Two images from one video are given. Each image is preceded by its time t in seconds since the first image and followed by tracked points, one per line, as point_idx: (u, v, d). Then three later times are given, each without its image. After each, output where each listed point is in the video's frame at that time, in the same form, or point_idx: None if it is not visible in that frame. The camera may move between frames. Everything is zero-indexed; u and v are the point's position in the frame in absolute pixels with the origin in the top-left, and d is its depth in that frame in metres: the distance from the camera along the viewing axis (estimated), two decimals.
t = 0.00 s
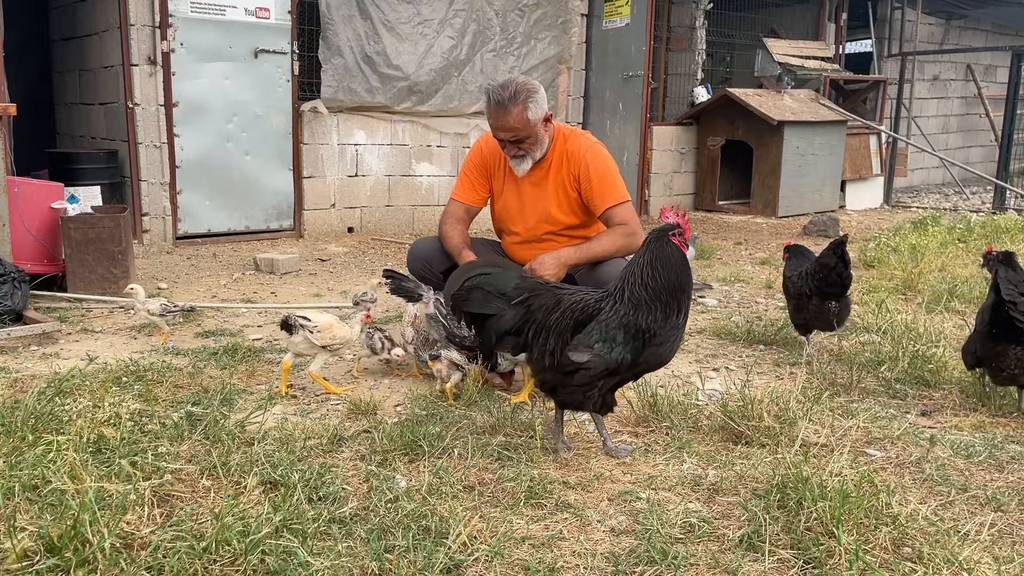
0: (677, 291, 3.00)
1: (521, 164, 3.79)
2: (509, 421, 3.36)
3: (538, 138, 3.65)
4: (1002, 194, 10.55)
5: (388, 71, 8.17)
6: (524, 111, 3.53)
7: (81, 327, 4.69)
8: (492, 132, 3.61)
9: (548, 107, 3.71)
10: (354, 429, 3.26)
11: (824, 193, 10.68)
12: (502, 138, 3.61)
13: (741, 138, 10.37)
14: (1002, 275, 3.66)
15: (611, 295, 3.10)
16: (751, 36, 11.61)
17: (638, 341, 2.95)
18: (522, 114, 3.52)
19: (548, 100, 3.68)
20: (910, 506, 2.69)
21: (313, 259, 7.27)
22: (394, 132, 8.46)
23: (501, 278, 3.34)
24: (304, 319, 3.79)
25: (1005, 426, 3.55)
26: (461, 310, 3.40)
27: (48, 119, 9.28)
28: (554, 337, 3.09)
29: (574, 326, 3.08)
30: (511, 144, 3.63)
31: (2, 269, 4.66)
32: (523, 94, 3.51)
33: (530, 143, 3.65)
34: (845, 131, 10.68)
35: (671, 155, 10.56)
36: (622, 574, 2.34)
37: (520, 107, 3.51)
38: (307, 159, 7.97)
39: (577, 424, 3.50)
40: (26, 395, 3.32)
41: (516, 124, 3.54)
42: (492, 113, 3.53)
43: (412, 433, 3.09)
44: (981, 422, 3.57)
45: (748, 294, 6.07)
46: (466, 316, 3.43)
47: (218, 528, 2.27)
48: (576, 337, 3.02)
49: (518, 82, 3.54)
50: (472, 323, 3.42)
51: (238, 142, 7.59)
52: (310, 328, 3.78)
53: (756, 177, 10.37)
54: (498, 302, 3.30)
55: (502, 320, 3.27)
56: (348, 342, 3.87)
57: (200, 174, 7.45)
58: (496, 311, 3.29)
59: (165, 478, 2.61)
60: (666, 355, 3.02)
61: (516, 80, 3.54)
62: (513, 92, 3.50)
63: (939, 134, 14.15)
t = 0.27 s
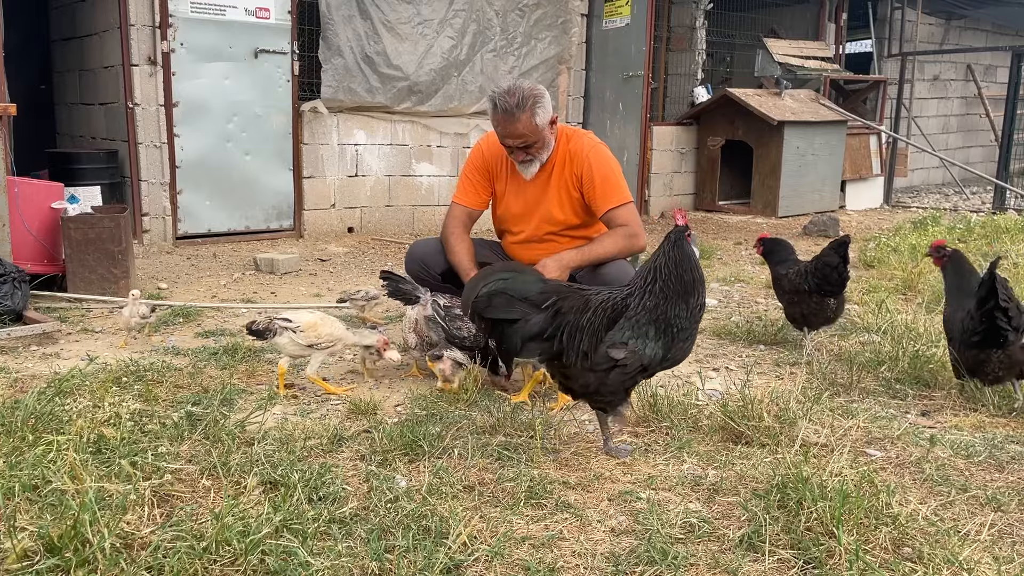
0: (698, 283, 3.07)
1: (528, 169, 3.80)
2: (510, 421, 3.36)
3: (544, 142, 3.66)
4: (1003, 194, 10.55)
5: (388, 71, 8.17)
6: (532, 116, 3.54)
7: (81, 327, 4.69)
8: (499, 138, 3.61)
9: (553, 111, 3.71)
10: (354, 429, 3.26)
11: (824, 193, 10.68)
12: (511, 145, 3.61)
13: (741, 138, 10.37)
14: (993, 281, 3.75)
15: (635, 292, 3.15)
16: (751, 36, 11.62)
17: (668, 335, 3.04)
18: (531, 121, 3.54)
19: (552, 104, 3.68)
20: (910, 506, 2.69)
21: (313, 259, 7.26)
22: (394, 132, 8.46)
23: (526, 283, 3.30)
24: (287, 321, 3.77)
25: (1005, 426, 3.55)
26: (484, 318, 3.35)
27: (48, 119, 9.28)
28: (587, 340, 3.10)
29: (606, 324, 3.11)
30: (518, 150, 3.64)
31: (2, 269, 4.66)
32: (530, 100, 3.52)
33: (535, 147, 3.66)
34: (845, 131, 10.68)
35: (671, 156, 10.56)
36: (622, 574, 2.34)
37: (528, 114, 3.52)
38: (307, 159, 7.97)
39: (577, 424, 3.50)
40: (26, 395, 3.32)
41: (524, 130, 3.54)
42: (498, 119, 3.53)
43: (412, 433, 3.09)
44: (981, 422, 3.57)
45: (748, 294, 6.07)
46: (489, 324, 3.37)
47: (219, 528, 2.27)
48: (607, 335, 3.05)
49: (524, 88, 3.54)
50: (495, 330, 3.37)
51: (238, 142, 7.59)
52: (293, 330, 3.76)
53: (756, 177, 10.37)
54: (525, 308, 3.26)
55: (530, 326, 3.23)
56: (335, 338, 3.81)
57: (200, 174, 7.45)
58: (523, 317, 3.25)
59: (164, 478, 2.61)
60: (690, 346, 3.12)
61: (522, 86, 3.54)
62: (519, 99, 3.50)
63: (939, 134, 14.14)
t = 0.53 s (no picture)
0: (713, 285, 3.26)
1: (532, 172, 3.79)
2: (510, 421, 3.36)
3: (548, 147, 3.66)
4: (1003, 194, 10.55)
5: (388, 71, 8.17)
6: (538, 123, 3.54)
7: (81, 327, 4.69)
8: (504, 144, 3.61)
9: (557, 115, 3.71)
10: (354, 429, 3.26)
11: (824, 193, 10.68)
12: (516, 151, 3.61)
13: (741, 138, 10.37)
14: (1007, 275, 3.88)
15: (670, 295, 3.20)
16: (751, 36, 11.62)
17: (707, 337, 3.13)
18: (538, 128, 3.54)
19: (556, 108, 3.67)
20: (910, 506, 2.69)
21: (313, 259, 7.26)
22: (394, 132, 8.46)
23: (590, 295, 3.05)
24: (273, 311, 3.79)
25: (1006, 426, 3.55)
26: (538, 331, 3.03)
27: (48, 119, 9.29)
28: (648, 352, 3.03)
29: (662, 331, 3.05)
30: (523, 155, 3.64)
31: (2, 269, 4.66)
32: (534, 107, 3.52)
33: (540, 152, 3.66)
34: (845, 131, 10.68)
35: (671, 155, 10.56)
36: (622, 573, 2.34)
37: (534, 121, 3.52)
38: (307, 159, 7.97)
39: (576, 424, 3.50)
40: (26, 395, 3.32)
41: (530, 137, 3.54)
42: (502, 125, 3.53)
43: (412, 433, 3.09)
44: (981, 422, 3.58)
45: (748, 293, 6.07)
46: (542, 338, 3.05)
47: (219, 528, 2.27)
48: (664, 343, 3.02)
49: (529, 94, 3.54)
50: (547, 344, 3.07)
51: (238, 142, 7.59)
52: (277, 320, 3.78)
53: (756, 177, 10.36)
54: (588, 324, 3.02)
55: (595, 342, 3.01)
56: (323, 325, 3.82)
57: (200, 174, 7.45)
58: (589, 332, 3.01)
59: (165, 478, 2.61)
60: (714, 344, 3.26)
61: (527, 92, 3.54)
62: (525, 106, 3.51)
63: (939, 134, 14.14)
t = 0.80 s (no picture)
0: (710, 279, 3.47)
1: (532, 175, 3.79)
2: (511, 421, 3.36)
3: (549, 150, 3.67)
4: (1003, 194, 10.55)
5: (388, 71, 8.17)
6: (539, 126, 3.55)
7: (81, 327, 4.69)
8: (505, 147, 3.61)
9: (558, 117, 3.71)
10: (354, 429, 3.26)
11: (824, 193, 10.68)
12: (517, 155, 3.62)
13: (741, 138, 10.37)
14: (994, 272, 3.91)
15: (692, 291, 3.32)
16: (751, 36, 11.62)
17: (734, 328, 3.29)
18: (539, 131, 3.55)
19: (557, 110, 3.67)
20: (910, 506, 2.69)
21: (313, 259, 7.26)
22: (394, 132, 8.46)
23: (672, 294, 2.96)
24: (274, 317, 3.81)
25: (1006, 426, 3.55)
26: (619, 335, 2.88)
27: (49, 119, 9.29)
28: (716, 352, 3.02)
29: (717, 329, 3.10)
30: (524, 158, 3.65)
31: (2, 269, 4.66)
32: (536, 110, 3.53)
33: (541, 155, 3.66)
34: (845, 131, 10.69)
35: (671, 155, 10.55)
36: (622, 574, 2.34)
37: (535, 124, 3.53)
38: (307, 159, 7.97)
39: (577, 424, 3.49)
40: (26, 395, 3.32)
41: (532, 141, 3.56)
42: (503, 129, 3.54)
43: (412, 433, 3.09)
44: (981, 422, 3.57)
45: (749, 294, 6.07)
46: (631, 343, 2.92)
47: (219, 528, 2.27)
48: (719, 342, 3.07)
49: (530, 98, 3.54)
50: (635, 349, 2.94)
51: (238, 142, 7.59)
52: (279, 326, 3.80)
53: (756, 177, 10.36)
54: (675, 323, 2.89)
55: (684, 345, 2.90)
56: (324, 334, 3.87)
57: (200, 174, 7.45)
58: (678, 337, 2.89)
59: (165, 478, 2.61)
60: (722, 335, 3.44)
61: (528, 95, 3.54)
62: (526, 109, 3.51)
63: (939, 134, 14.14)
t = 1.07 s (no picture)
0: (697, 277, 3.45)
1: (530, 176, 3.80)
2: (511, 421, 3.35)
3: (549, 152, 3.68)
4: (1003, 194, 10.55)
5: (388, 71, 8.17)
6: (540, 130, 3.56)
7: (81, 327, 4.69)
8: (505, 150, 3.62)
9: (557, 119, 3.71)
10: (354, 429, 3.26)
11: (824, 193, 10.68)
12: (518, 157, 3.63)
13: (741, 138, 10.37)
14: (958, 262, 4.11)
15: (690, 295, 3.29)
16: (751, 36, 11.62)
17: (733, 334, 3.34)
18: (538, 134, 3.56)
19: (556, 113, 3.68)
20: (910, 506, 2.69)
21: (313, 259, 7.26)
22: (394, 132, 8.46)
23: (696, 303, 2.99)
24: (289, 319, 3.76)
25: (1006, 426, 3.55)
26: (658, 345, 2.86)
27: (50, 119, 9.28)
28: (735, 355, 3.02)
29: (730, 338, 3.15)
30: (524, 161, 3.66)
31: (2, 269, 4.66)
32: (536, 113, 3.53)
33: (540, 158, 3.67)
34: (845, 131, 10.70)
35: (671, 155, 10.55)
36: (622, 574, 2.34)
37: (535, 127, 3.54)
38: (307, 159, 7.97)
39: (577, 424, 3.49)
40: (26, 395, 3.32)
41: (533, 144, 3.57)
42: (503, 132, 3.54)
43: (412, 433, 3.09)
44: (981, 422, 3.58)
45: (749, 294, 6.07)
46: (664, 352, 2.90)
47: (219, 528, 2.27)
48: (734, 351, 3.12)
49: (530, 100, 3.54)
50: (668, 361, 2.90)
51: (238, 142, 7.59)
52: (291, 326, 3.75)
53: (756, 177, 10.36)
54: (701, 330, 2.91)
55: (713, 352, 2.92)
56: (333, 342, 3.80)
57: (200, 174, 7.45)
58: (707, 345, 2.90)
59: (165, 478, 2.61)
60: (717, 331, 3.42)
61: (528, 97, 3.54)
62: (526, 112, 3.51)
63: (939, 134, 14.15)
